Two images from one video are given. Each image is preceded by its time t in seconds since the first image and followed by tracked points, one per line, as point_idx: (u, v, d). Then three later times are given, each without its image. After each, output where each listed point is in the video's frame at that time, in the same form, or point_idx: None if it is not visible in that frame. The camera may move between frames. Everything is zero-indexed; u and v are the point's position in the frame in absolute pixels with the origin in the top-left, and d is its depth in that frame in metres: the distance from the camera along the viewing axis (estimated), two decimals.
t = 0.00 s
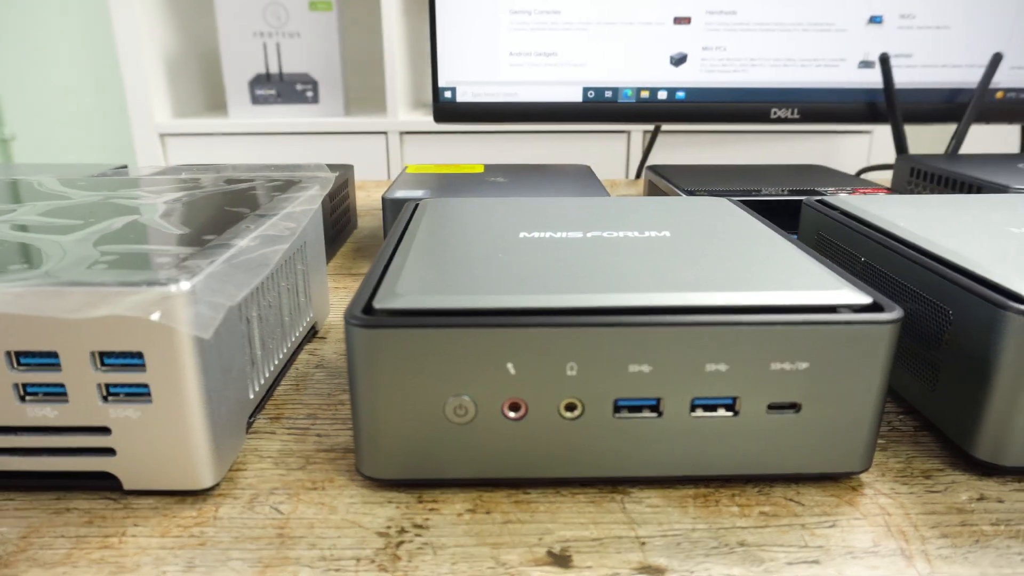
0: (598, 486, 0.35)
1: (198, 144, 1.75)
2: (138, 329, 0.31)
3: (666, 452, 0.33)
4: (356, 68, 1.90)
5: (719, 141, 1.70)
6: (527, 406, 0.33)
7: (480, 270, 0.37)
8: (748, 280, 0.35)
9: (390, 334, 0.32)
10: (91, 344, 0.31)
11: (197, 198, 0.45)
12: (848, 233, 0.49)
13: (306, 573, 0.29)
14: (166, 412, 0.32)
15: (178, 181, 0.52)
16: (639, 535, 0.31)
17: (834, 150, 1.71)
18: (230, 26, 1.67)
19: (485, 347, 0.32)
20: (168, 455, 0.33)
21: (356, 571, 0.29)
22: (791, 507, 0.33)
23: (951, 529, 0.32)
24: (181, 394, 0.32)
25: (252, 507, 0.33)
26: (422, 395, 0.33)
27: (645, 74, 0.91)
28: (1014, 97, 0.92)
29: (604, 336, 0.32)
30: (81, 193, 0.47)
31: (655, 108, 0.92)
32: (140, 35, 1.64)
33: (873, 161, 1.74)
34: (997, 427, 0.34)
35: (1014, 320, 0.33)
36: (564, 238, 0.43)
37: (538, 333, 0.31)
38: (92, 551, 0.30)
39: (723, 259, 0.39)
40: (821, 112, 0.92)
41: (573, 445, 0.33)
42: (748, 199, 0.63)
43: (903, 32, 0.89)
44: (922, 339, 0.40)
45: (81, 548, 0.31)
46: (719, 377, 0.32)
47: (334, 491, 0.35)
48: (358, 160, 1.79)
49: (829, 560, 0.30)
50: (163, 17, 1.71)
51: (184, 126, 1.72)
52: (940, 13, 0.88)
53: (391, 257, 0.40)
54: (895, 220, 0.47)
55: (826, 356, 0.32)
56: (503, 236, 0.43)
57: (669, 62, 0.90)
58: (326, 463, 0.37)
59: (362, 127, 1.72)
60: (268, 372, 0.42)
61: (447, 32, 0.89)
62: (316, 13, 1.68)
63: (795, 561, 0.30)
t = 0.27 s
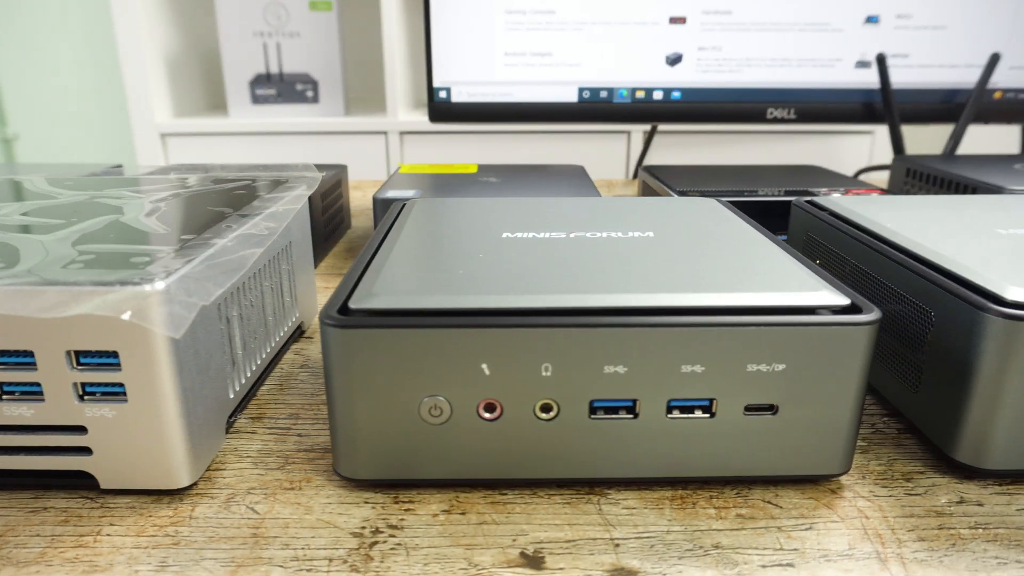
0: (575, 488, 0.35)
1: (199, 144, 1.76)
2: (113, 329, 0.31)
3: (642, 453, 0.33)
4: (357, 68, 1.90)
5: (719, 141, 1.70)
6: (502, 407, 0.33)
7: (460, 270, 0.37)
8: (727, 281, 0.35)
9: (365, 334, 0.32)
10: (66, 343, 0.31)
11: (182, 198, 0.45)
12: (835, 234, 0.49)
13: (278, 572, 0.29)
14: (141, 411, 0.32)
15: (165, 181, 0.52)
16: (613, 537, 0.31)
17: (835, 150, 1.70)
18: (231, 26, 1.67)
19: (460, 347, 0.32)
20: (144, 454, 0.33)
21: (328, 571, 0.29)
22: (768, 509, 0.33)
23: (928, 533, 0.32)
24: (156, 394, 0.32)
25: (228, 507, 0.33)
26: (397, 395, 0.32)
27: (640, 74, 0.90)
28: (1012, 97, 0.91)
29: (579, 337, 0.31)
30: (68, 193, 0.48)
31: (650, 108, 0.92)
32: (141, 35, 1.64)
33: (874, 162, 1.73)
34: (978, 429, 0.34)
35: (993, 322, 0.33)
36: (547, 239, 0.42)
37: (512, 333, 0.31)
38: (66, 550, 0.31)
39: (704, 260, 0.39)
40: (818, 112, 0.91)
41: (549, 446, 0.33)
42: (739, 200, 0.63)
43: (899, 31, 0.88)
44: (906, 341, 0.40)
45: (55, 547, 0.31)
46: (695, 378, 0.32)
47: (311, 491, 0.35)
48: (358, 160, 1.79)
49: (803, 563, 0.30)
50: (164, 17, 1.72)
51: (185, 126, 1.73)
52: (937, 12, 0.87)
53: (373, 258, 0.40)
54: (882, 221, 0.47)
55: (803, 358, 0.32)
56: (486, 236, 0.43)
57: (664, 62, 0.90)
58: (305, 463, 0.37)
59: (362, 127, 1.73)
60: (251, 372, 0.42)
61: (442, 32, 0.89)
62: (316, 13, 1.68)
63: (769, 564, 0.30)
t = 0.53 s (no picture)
0: (549, 490, 0.34)
1: (200, 144, 1.76)
2: (83, 329, 0.30)
3: (615, 456, 0.33)
4: (357, 69, 1.90)
5: (720, 142, 1.69)
6: (474, 408, 0.32)
7: (435, 272, 0.37)
8: (704, 282, 0.35)
9: (335, 335, 0.31)
10: (35, 343, 0.31)
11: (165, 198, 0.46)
12: (820, 236, 0.48)
13: (244, 573, 0.29)
14: (112, 410, 0.32)
15: (149, 181, 0.52)
16: (583, 540, 0.31)
17: (838, 151, 1.69)
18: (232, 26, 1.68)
19: (430, 348, 0.32)
20: (116, 453, 0.33)
21: (294, 572, 0.29)
22: (742, 513, 0.33)
23: (903, 538, 0.31)
24: (126, 393, 0.32)
25: (200, 507, 0.33)
26: (368, 396, 0.32)
27: (635, 74, 0.90)
28: (1012, 97, 0.90)
29: (550, 338, 0.31)
30: (51, 192, 0.48)
31: (645, 108, 0.91)
32: (142, 35, 1.65)
33: (878, 162, 1.72)
34: (958, 433, 0.34)
35: (971, 325, 0.33)
36: (526, 241, 0.42)
37: (483, 334, 0.31)
38: (35, 549, 0.31)
39: (683, 261, 0.39)
40: (815, 113, 0.91)
41: (521, 448, 0.33)
42: (729, 201, 0.63)
43: (896, 31, 0.88)
44: (888, 343, 0.39)
45: (24, 546, 0.31)
46: (667, 380, 0.32)
47: (284, 491, 0.34)
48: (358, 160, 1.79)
49: (774, 568, 0.29)
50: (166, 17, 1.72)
51: (186, 126, 1.73)
52: (934, 12, 0.87)
53: (351, 259, 0.40)
54: (868, 222, 0.46)
55: (776, 360, 0.32)
56: (466, 238, 0.43)
57: (659, 62, 0.89)
58: (280, 464, 0.37)
59: (362, 126, 1.73)
60: (230, 372, 0.42)
61: (436, 32, 0.89)
62: (316, 13, 1.68)
63: (738, 568, 0.29)
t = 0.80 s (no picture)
0: (527, 491, 0.34)
1: (201, 144, 1.77)
2: (61, 329, 0.31)
3: (592, 457, 0.33)
4: (358, 69, 1.91)
5: (721, 143, 1.68)
6: (450, 409, 0.32)
7: (415, 273, 0.37)
8: (682, 283, 0.35)
9: (311, 334, 0.31)
10: (13, 342, 0.31)
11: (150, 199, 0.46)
12: (806, 236, 0.48)
13: (218, 572, 0.29)
14: (91, 410, 0.32)
15: (137, 182, 0.52)
16: (558, 541, 0.31)
17: (839, 152, 1.69)
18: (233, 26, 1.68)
19: (406, 348, 0.32)
20: (95, 452, 0.33)
21: (268, 571, 0.29)
22: (719, 514, 0.33)
23: (879, 540, 0.31)
24: (104, 393, 0.32)
25: (178, 505, 0.34)
26: (345, 396, 0.32)
27: (631, 74, 0.90)
28: (1010, 98, 0.90)
29: (526, 339, 0.31)
30: (38, 192, 0.48)
31: (641, 108, 0.91)
32: (144, 35, 1.65)
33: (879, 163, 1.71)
34: (938, 435, 0.34)
35: (950, 327, 0.32)
36: (509, 242, 0.42)
37: (459, 335, 0.31)
38: (12, 547, 0.31)
39: (664, 262, 0.39)
40: (811, 114, 0.90)
41: (498, 449, 0.33)
42: (720, 202, 0.62)
43: (894, 32, 0.87)
44: (871, 345, 0.39)
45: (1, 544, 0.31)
46: (643, 381, 0.32)
47: (263, 491, 0.35)
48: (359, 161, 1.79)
49: (747, 570, 0.29)
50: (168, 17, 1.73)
51: (187, 126, 1.74)
52: (931, 12, 0.86)
53: (333, 260, 0.40)
54: (854, 223, 0.46)
55: (753, 362, 0.32)
56: (449, 239, 0.43)
57: (655, 62, 0.89)
58: (260, 463, 0.37)
59: (363, 127, 1.73)
60: (213, 371, 0.42)
61: (432, 32, 0.89)
62: (317, 13, 1.68)
63: (712, 570, 0.29)
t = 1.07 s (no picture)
0: (501, 491, 0.34)
1: (204, 143, 1.78)
2: (36, 327, 0.31)
3: (564, 457, 0.33)
4: (361, 70, 1.91)
5: (722, 143, 1.68)
6: (422, 408, 0.33)
7: (392, 273, 0.37)
8: (657, 284, 0.35)
9: (284, 334, 0.32)
10: None
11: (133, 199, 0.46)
12: (789, 238, 0.48)
13: (189, 568, 0.30)
14: (67, 407, 0.32)
15: (125, 181, 0.52)
16: (528, 541, 0.31)
17: (840, 153, 1.68)
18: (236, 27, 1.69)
19: (377, 347, 0.32)
20: (71, 449, 0.33)
21: (237, 569, 0.30)
22: (691, 516, 0.33)
23: (850, 543, 0.31)
24: (79, 391, 0.32)
25: (154, 502, 0.34)
26: (318, 395, 0.33)
27: (627, 75, 0.90)
28: (1008, 99, 0.89)
29: (496, 339, 0.31)
30: (26, 190, 0.48)
31: (637, 109, 0.91)
32: (148, 36, 1.66)
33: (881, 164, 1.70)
34: (912, 438, 0.34)
35: (924, 329, 0.32)
36: (489, 244, 0.42)
37: (430, 335, 0.31)
38: None
39: (641, 263, 0.39)
40: (807, 115, 0.90)
41: (470, 448, 0.33)
42: (709, 203, 0.62)
43: (890, 33, 0.87)
44: (850, 346, 0.39)
45: None
46: (614, 381, 0.32)
47: (238, 488, 0.35)
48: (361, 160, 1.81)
49: (716, 571, 0.29)
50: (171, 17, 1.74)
51: (190, 126, 1.75)
52: (927, 13, 0.86)
53: (313, 261, 0.40)
54: (837, 225, 0.46)
55: (723, 363, 0.32)
56: (429, 242, 0.43)
57: (651, 63, 0.89)
58: (238, 461, 0.37)
59: (364, 127, 1.73)
60: (195, 370, 0.42)
61: (427, 33, 0.89)
62: (320, 14, 1.69)
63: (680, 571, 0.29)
